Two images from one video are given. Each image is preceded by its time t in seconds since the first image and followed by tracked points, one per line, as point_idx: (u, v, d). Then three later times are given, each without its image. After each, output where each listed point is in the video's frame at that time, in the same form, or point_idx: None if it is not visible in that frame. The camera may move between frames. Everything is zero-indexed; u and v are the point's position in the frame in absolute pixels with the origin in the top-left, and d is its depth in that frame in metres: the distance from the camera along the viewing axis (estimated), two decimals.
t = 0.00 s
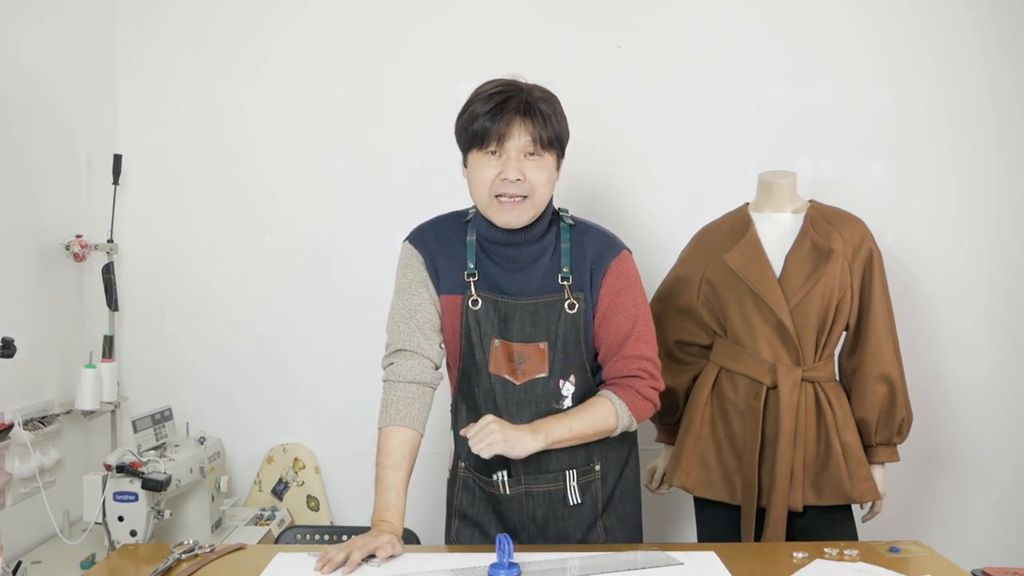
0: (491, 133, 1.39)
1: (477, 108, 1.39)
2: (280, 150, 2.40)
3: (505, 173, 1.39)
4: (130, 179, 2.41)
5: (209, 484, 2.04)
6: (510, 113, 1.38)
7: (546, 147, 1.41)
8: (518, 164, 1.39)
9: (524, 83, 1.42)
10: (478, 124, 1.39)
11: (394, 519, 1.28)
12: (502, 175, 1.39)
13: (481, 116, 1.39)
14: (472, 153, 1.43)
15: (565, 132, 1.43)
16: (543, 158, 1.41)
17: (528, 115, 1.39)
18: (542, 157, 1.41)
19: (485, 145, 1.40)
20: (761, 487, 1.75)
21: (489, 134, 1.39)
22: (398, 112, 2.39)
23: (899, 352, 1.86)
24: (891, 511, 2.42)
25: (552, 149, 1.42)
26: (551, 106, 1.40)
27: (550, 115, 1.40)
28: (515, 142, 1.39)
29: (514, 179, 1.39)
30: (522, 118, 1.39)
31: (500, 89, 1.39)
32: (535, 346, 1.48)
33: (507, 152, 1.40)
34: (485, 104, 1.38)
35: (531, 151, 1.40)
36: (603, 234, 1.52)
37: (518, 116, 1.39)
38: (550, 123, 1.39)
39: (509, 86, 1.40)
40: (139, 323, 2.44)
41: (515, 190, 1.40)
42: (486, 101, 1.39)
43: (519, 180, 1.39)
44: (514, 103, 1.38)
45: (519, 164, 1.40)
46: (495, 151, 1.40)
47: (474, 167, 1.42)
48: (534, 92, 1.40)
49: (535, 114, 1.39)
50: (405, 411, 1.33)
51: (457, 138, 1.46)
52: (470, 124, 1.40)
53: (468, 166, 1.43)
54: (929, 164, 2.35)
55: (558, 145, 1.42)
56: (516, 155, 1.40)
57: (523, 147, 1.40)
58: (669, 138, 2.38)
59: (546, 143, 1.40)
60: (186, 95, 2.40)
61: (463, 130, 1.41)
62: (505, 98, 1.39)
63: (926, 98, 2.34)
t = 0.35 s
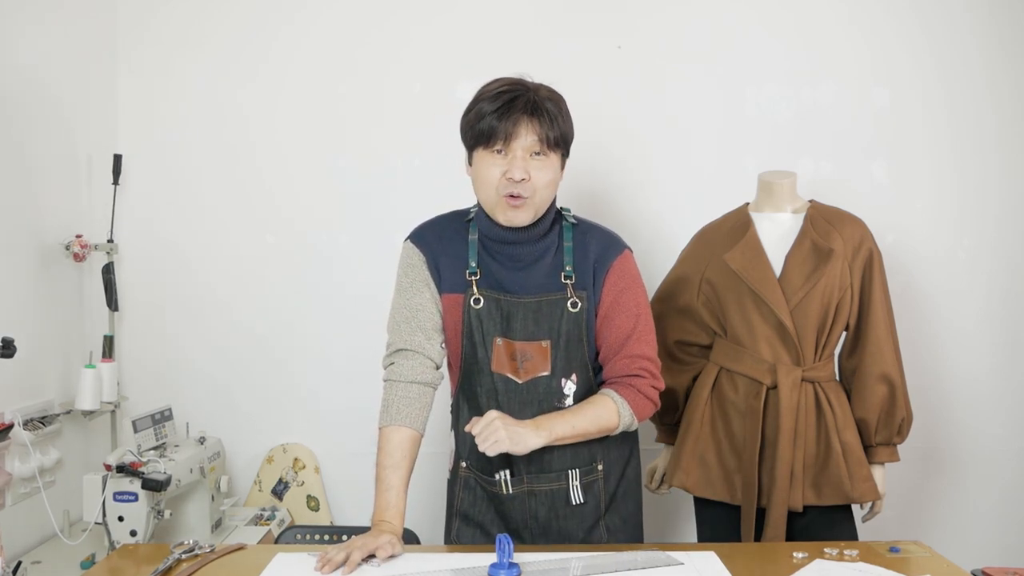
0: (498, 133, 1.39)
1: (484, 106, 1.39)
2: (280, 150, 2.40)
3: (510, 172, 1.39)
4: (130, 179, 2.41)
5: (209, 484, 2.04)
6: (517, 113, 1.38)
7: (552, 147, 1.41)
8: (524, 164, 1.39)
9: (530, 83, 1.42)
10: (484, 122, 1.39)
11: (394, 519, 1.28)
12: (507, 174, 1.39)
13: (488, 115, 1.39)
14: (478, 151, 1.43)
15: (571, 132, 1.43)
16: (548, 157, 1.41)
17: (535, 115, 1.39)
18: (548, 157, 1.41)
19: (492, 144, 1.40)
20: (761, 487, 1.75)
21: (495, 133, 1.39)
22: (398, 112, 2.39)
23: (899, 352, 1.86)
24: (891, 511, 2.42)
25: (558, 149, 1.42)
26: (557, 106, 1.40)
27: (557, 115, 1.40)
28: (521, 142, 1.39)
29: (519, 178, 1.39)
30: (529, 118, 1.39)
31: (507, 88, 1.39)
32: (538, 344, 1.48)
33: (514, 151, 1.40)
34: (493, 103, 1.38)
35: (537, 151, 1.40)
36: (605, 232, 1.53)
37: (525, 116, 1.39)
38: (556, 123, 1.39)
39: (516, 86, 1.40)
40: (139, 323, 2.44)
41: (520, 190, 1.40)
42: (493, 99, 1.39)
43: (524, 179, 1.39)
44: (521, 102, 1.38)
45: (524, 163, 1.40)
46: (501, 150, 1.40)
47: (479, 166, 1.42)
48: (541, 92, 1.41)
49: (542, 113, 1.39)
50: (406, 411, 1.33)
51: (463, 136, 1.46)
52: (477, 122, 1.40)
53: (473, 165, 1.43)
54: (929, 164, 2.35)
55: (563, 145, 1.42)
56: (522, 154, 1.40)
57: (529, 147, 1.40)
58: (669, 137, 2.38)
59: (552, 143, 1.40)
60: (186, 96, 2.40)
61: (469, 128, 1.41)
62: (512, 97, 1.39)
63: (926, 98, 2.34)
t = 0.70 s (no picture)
0: (505, 129, 1.39)
1: (491, 102, 1.39)
2: (280, 150, 2.40)
3: (515, 169, 1.39)
4: (130, 179, 2.41)
5: (209, 484, 2.04)
6: (525, 111, 1.38)
7: (557, 146, 1.41)
8: (529, 162, 1.39)
9: (538, 81, 1.42)
10: (491, 119, 1.39)
11: (394, 519, 1.28)
12: (513, 171, 1.39)
13: (495, 111, 1.38)
14: (483, 147, 1.42)
15: (577, 132, 1.43)
16: (553, 156, 1.41)
17: (543, 114, 1.39)
18: (553, 156, 1.41)
19: (498, 140, 1.40)
20: (761, 487, 1.75)
21: (502, 130, 1.39)
22: (398, 112, 2.39)
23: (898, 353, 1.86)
24: (891, 511, 2.41)
25: (563, 148, 1.42)
26: (564, 106, 1.41)
27: (563, 115, 1.40)
28: (527, 139, 1.39)
29: (524, 175, 1.39)
30: (536, 116, 1.39)
31: (514, 86, 1.39)
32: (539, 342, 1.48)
33: (519, 149, 1.40)
34: (500, 100, 1.38)
35: (542, 149, 1.40)
36: (606, 230, 1.52)
37: (533, 114, 1.39)
38: (563, 123, 1.40)
39: (524, 84, 1.40)
40: (139, 323, 2.44)
41: (524, 187, 1.40)
42: (501, 96, 1.39)
43: (529, 177, 1.39)
44: (529, 100, 1.38)
45: (530, 161, 1.40)
46: (506, 147, 1.40)
47: (484, 162, 1.42)
48: (548, 91, 1.41)
49: (549, 112, 1.39)
50: (406, 411, 1.33)
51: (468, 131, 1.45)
52: (484, 117, 1.40)
53: (478, 160, 1.43)
54: (929, 164, 2.35)
55: (569, 144, 1.42)
56: (528, 152, 1.40)
57: (535, 145, 1.40)
58: (669, 137, 2.38)
59: (558, 142, 1.40)
60: (186, 96, 2.40)
61: (476, 123, 1.41)
62: (520, 95, 1.39)
63: (926, 98, 2.34)
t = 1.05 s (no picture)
0: (514, 128, 1.38)
1: (504, 99, 1.38)
2: (280, 150, 2.40)
3: (522, 169, 1.39)
4: (130, 179, 2.41)
5: (209, 484, 2.04)
6: (536, 111, 1.38)
7: (565, 149, 1.41)
8: (536, 163, 1.39)
9: (550, 82, 1.42)
10: (502, 116, 1.38)
11: (394, 519, 1.28)
12: (519, 170, 1.39)
13: (507, 109, 1.38)
14: (491, 143, 1.42)
15: (585, 136, 1.43)
16: (560, 159, 1.41)
17: (554, 116, 1.39)
18: (560, 159, 1.41)
19: (506, 138, 1.39)
20: (761, 487, 1.75)
21: (511, 128, 1.38)
22: (398, 112, 2.39)
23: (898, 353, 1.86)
24: (891, 511, 2.41)
25: (570, 151, 1.42)
26: (575, 109, 1.40)
27: (573, 118, 1.40)
28: (535, 140, 1.39)
29: (530, 176, 1.39)
30: (547, 118, 1.38)
31: (527, 85, 1.39)
32: (538, 342, 1.49)
33: (527, 148, 1.39)
34: (512, 98, 1.38)
35: (550, 151, 1.40)
36: (605, 232, 1.53)
37: (544, 116, 1.38)
38: (572, 127, 1.40)
39: (537, 84, 1.40)
40: (139, 323, 2.44)
41: (529, 187, 1.40)
42: (514, 94, 1.38)
43: (534, 177, 1.39)
44: (541, 101, 1.38)
45: (536, 161, 1.39)
46: (515, 146, 1.40)
47: (491, 158, 1.41)
48: (560, 92, 1.40)
49: (560, 116, 1.39)
50: (404, 410, 1.33)
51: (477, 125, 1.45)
52: (496, 113, 1.39)
53: (484, 156, 1.43)
54: (929, 164, 2.35)
55: (576, 148, 1.42)
56: (535, 153, 1.40)
57: (543, 146, 1.39)
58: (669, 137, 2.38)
59: (566, 145, 1.40)
60: (185, 96, 2.40)
61: (485, 119, 1.40)
62: (532, 95, 1.38)
63: (926, 98, 2.34)
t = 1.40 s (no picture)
0: (503, 130, 1.38)
1: (490, 102, 1.38)
2: (280, 150, 2.40)
3: (512, 170, 1.39)
4: (130, 179, 2.41)
5: (209, 484, 2.05)
6: (523, 112, 1.38)
7: (555, 147, 1.41)
8: (526, 164, 1.40)
9: (537, 80, 1.41)
10: (489, 118, 1.39)
11: (394, 519, 1.28)
12: (509, 172, 1.40)
13: (494, 111, 1.38)
14: (481, 146, 1.42)
15: (575, 131, 1.43)
16: (550, 157, 1.41)
17: (541, 115, 1.38)
18: (550, 158, 1.41)
19: (495, 140, 1.40)
20: (761, 487, 1.75)
21: (499, 130, 1.38)
22: (398, 112, 2.39)
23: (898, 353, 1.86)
24: (891, 511, 2.42)
25: (560, 149, 1.42)
26: (562, 106, 1.40)
27: (561, 115, 1.40)
28: (524, 140, 1.39)
29: (520, 177, 1.39)
30: (534, 117, 1.38)
31: (512, 86, 1.39)
32: (536, 342, 1.49)
33: (516, 150, 1.39)
34: (498, 100, 1.38)
35: (539, 150, 1.40)
36: (604, 231, 1.53)
37: (531, 115, 1.38)
38: (561, 124, 1.39)
39: (523, 83, 1.39)
40: (139, 323, 2.44)
41: (521, 188, 1.40)
42: (500, 97, 1.38)
43: (525, 178, 1.40)
44: (526, 100, 1.38)
45: (526, 162, 1.40)
46: (504, 148, 1.40)
47: (481, 161, 1.42)
48: (547, 90, 1.40)
49: (548, 114, 1.39)
50: (404, 410, 1.33)
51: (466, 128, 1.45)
52: (484, 116, 1.39)
53: (475, 159, 1.44)
54: (929, 164, 2.35)
55: (566, 144, 1.42)
56: (525, 153, 1.40)
57: (532, 145, 1.40)
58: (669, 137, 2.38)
59: (556, 143, 1.40)
60: (185, 96, 2.40)
61: (474, 122, 1.41)
62: (518, 95, 1.38)
63: (926, 98, 2.34)
